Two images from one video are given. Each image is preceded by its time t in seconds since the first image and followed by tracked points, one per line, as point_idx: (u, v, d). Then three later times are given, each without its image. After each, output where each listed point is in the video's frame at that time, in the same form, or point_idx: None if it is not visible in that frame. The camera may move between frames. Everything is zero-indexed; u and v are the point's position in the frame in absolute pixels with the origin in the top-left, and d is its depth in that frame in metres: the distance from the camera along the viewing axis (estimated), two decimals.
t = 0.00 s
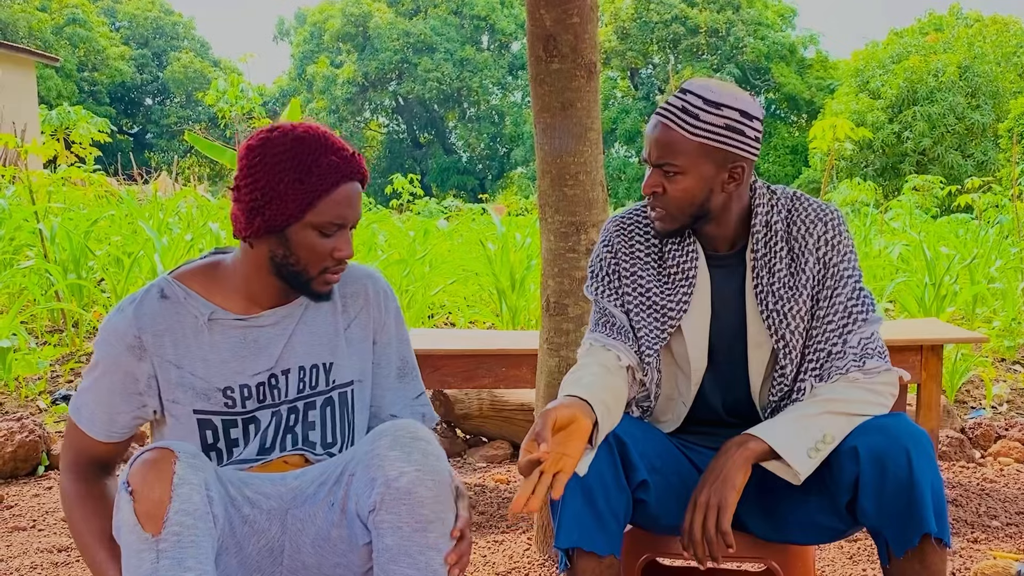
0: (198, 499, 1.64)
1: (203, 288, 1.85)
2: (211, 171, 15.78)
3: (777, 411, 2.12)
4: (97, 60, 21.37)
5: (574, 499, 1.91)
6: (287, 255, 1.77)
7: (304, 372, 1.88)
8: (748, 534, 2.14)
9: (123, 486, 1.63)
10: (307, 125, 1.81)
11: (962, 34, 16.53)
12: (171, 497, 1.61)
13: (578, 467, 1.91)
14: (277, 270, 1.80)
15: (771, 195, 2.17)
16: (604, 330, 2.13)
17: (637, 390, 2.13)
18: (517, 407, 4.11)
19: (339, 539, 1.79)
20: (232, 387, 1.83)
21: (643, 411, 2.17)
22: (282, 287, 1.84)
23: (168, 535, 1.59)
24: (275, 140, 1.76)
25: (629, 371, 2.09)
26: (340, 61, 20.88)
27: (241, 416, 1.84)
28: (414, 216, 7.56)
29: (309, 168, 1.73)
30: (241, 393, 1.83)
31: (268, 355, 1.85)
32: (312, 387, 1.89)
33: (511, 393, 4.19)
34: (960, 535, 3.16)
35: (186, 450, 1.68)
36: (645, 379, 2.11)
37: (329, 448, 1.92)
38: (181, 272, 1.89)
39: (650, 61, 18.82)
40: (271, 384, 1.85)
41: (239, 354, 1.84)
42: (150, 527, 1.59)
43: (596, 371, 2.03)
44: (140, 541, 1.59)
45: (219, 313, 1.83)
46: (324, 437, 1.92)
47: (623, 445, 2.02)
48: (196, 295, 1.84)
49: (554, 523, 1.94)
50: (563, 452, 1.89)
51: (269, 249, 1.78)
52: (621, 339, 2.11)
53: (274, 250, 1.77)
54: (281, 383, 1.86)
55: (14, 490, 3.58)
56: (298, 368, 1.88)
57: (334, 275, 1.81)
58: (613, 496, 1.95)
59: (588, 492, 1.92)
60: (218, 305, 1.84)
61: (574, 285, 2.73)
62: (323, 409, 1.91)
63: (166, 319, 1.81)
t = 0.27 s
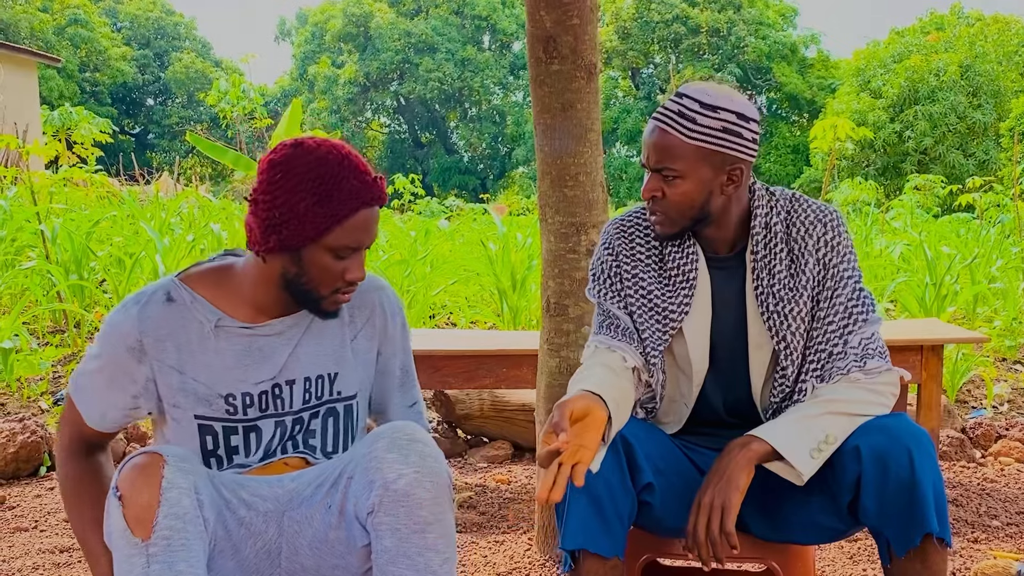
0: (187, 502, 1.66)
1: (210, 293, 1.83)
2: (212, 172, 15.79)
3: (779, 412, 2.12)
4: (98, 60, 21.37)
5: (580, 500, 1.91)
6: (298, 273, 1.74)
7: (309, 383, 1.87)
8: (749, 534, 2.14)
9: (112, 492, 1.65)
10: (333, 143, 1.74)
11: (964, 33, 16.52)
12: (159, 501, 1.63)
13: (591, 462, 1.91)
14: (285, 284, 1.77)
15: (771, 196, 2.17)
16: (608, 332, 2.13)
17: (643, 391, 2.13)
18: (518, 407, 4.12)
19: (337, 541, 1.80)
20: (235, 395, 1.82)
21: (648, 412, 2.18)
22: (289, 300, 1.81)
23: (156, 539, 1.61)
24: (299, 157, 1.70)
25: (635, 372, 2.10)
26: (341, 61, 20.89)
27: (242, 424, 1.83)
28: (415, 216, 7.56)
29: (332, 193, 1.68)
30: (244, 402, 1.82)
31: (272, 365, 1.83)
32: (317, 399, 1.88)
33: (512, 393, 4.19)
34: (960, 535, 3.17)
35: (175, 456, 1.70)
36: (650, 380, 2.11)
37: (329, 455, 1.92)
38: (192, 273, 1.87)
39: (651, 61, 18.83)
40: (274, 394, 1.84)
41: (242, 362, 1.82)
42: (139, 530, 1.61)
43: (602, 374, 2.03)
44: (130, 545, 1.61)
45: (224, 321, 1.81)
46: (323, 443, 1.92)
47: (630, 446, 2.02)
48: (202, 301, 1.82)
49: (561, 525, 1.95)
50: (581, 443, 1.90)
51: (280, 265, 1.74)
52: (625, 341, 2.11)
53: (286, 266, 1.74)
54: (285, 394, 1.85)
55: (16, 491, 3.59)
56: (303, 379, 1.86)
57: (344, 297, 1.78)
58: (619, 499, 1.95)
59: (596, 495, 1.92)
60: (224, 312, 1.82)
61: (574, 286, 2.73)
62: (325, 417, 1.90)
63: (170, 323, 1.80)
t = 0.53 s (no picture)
0: (178, 502, 1.67)
1: (219, 296, 1.82)
2: (213, 172, 15.82)
3: (780, 412, 2.12)
4: (99, 61, 21.40)
5: (582, 501, 1.91)
6: (277, 293, 1.71)
7: (314, 388, 1.86)
8: (749, 534, 2.14)
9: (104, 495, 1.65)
10: (330, 167, 1.68)
11: (964, 33, 16.52)
12: (151, 500, 1.64)
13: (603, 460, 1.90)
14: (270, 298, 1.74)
15: (771, 197, 2.17)
16: (611, 332, 2.13)
17: (646, 392, 2.13)
18: (518, 408, 4.12)
19: (335, 542, 1.80)
20: (239, 397, 1.82)
21: (650, 413, 2.18)
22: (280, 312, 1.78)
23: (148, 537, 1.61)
24: (288, 178, 1.65)
25: (639, 373, 2.09)
26: (342, 61, 20.89)
27: (245, 426, 1.84)
28: (416, 216, 7.56)
29: (307, 220, 1.61)
30: (248, 404, 1.82)
31: (277, 369, 1.83)
32: (321, 403, 1.88)
33: (512, 393, 4.19)
34: (960, 535, 3.16)
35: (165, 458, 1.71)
36: (653, 381, 2.11)
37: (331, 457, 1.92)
38: (202, 273, 1.86)
39: (652, 61, 18.85)
40: (279, 397, 1.84)
41: (247, 364, 1.82)
42: (132, 530, 1.61)
43: (605, 375, 2.03)
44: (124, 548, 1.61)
45: (231, 324, 1.81)
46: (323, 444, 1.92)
47: (632, 447, 2.02)
48: (211, 303, 1.81)
49: (564, 526, 1.95)
50: (595, 438, 1.89)
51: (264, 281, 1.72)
52: (628, 342, 2.11)
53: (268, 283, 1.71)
54: (289, 397, 1.84)
55: (17, 492, 3.59)
56: (307, 384, 1.85)
57: (324, 320, 1.74)
58: (622, 500, 1.95)
59: (598, 497, 1.93)
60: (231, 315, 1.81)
61: (574, 286, 2.73)
62: (328, 420, 1.90)
63: (178, 325, 1.79)
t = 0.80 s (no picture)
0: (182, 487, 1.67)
1: (213, 305, 1.81)
2: (213, 173, 15.83)
3: (779, 413, 2.12)
4: (100, 62, 21.42)
5: (582, 502, 1.91)
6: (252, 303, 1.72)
7: (317, 394, 1.87)
8: (749, 535, 2.14)
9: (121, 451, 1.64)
10: (290, 180, 1.65)
11: (965, 33, 16.51)
12: (169, 464, 1.63)
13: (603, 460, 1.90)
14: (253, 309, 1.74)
15: (771, 197, 2.17)
16: (611, 334, 2.13)
17: (646, 393, 2.13)
18: (519, 408, 4.12)
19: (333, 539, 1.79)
20: (238, 404, 1.83)
21: (650, 414, 2.18)
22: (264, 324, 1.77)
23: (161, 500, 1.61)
24: (250, 192, 1.65)
25: (639, 374, 2.10)
26: (342, 62, 20.90)
27: (247, 431, 1.85)
28: (416, 217, 7.57)
29: (260, 236, 1.60)
30: (247, 411, 1.83)
31: (275, 377, 1.83)
32: (323, 408, 1.88)
33: (513, 394, 4.19)
34: (961, 535, 3.16)
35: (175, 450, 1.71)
36: (653, 382, 2.11)
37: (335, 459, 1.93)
38: (198, 278, 1.85)
39: (652, 61, 18.88)
40: (280, 405, 1.84)
41: (244, 373, 1.82)
42: (145, 492, 1.61)
43: (605, 376, 2.03)
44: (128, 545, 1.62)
45: (225, 332, 1.80)
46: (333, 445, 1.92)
47: (632, 447, 2.02)
48: (205, 312, 1.80)
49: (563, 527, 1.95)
50: (594, 439, 1.89)
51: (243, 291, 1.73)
52: (628, 343, 2.11)
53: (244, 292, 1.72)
54: (290, 405, 1.85)
55: (18, 493, 3.59)
56: (307, 391, 1.86)
57: (296, 333, 1.72)
58: (622, 501, 1.96)
59: (598, 498, 1.93)
60: (225, 323, 1.80)
61: (574, 287, 2.74)
62: (333, 424, 1.91)
63: (173, 334, 1.79)
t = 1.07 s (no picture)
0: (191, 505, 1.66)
1: (191, 330, 1.75)
2: (213, 174, 15.83)
3: (779, 413, 2.12)
4: (100, 64, 21.44)
5: (582, 503, 1.91)
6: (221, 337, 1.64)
7: (304, 415, 1.84)
8: (749, 535, 2.14)
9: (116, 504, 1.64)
10: (255, 209, 1.54)
11: (965, 32, 16.52)
12: (163, 521, 1.62)
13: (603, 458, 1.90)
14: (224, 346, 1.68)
15: (770, 197, 2.17)
16: (610, 334, 2.13)
17: (646, 393, 2.13)
18: (519, 409, 4.12)
19: (336, 546, 1.79)
20: (225, 427, 1.81)
21: (650, 414, 2.17)
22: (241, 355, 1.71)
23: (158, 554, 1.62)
24: (212, 223, 1.54)
25: (638, 375, 2.09)
26: (343, 63, 20.90)
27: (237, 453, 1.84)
28: (416, 218, 7.57)
29: (220, 271, 1.50)
30: (233, 435, 1.82)
31: (260, 402, 1.80)
32: (314, 425, 1.86)
33: (513, 395, 4.19)
34: (962, 535, 3.16)
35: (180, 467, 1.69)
36: (653, 382, 2.11)
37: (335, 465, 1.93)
38: (175, 296, 1.79)
39: (653, 62, 18.90)
40: (267, 428, 1.82)
41: (227, 400, 1.79)
42: (141, 547, 1.62)
43: (605, 376, 2.03)
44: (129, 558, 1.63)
45: (205, 359, 1.76)
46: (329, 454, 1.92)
47: (631, 447, 2.02)
48: (183, 338, 1.75)
49: (564, 528, 1.95)
50: (594, 438, 1.89)
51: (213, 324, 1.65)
52: (628, 343, 2.11)
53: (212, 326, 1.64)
54: (277, 428, 1.83)
55: (18, 495, 3.59)
56: (293, 414, 1.83)
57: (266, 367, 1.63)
58: (623, 503, 1.95)
59: (598, 497, 1.92)
60: (205, 349, 1.76)
61: (574, 288, 2.73)
62: (327, 439, 1.89)
63: (152, 360, 1.75)
